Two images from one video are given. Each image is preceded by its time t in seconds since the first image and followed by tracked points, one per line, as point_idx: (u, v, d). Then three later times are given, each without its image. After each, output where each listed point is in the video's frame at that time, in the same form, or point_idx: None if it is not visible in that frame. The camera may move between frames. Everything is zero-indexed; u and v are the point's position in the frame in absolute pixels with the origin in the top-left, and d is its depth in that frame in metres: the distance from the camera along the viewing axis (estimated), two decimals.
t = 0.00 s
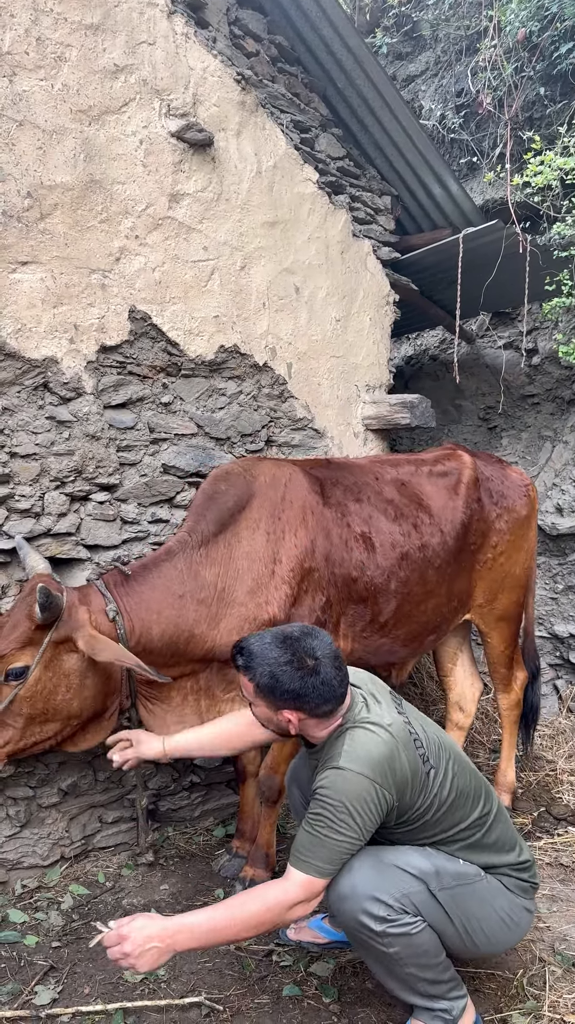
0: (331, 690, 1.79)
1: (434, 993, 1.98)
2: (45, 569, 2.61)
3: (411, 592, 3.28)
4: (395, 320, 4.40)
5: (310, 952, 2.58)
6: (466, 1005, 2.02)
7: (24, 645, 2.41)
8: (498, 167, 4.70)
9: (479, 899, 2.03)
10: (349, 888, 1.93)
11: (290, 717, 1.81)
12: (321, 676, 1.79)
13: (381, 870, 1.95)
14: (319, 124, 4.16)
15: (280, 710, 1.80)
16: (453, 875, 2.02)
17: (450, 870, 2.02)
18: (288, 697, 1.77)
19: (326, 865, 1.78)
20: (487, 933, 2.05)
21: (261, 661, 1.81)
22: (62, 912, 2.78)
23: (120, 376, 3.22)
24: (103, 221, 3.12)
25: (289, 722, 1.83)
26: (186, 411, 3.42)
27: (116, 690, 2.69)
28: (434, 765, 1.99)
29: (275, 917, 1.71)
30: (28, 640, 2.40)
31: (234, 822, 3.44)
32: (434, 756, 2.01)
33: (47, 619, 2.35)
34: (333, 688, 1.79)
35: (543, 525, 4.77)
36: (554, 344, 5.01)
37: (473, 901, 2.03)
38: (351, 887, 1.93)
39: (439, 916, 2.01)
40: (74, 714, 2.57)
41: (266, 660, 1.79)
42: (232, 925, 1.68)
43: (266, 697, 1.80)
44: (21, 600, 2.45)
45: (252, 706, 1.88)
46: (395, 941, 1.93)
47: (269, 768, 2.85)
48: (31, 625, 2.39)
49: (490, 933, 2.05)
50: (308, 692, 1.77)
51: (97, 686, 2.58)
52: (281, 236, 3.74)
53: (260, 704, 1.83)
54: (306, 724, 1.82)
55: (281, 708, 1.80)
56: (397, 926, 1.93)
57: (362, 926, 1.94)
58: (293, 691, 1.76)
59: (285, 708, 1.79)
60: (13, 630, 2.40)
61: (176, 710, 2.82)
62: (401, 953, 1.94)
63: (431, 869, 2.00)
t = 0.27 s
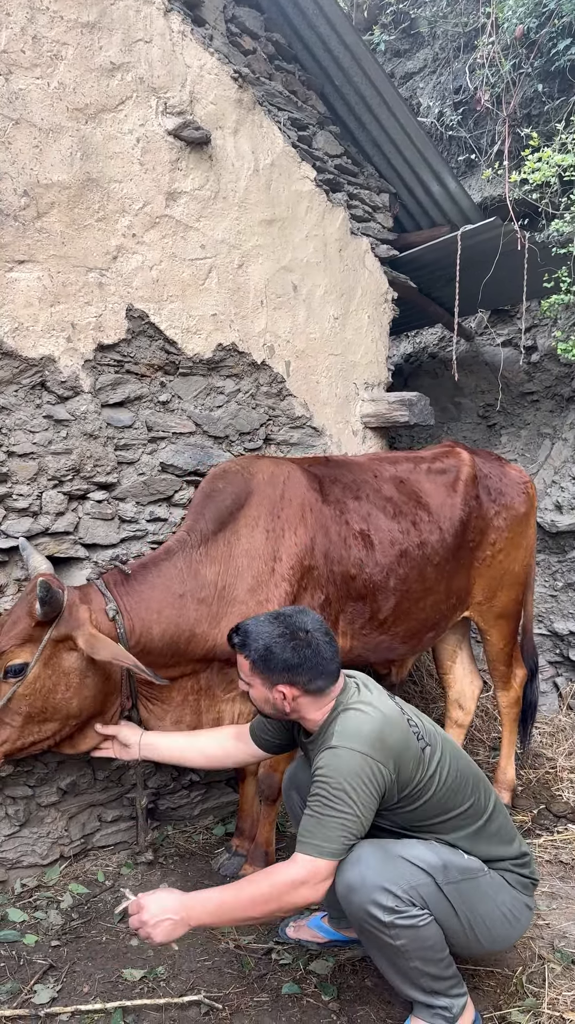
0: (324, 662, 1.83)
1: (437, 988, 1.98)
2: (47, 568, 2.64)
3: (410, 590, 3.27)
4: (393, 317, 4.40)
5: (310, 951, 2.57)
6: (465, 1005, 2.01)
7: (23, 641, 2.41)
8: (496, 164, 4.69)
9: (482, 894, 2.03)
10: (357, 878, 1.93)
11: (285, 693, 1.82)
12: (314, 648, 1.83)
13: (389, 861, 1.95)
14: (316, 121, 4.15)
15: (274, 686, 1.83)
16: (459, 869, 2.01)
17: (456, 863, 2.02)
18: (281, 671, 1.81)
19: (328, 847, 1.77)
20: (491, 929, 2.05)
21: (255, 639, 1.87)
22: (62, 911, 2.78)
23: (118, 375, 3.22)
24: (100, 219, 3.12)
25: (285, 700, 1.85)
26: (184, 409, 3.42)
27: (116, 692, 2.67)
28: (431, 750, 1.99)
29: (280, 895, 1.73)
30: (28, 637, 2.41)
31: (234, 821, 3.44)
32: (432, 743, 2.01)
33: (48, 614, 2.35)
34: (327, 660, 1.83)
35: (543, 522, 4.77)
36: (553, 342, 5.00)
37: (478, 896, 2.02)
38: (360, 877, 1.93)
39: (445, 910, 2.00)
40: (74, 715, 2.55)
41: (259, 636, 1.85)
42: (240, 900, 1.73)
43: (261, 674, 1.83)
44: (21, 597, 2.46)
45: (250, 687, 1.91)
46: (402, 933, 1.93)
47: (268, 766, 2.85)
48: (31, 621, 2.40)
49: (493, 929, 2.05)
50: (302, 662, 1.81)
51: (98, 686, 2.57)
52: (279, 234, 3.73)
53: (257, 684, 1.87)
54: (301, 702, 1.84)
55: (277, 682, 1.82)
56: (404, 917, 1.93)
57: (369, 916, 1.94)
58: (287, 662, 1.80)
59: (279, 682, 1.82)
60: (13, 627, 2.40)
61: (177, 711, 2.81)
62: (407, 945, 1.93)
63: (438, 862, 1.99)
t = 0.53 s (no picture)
0: (319, 648, 1.89)
1: (435, 985, 1.98)
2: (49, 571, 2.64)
3: (408, 589, 3.26)
4: (390, 316, 4.40)
5: (307, 951, 2.57)
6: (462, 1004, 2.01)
7: (21, 642, 2.41)
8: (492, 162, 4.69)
9: (480, 890, 2.02)
10: (358, 873, 1.97)
11: (281, 681, 1.86)
12: (307, 634, 1.89)
13: (389, 856, 1.98)
14: (312, 120, 4.14)
15: (271, 673, 1.87)
16: (458, 865, 2.01)
17: (456, 860, 2.02)
18: (277, 657, 1.85)
19: (295, 836, 1.82)
20: (487, 927, 2.04)
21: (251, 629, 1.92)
22: (59, 912, 2.78)
23: (113, 374, 3.22)
24: (96, 219, 3.11)
25: (279, 689, 1.88)
26: (180, 408, 3.42)
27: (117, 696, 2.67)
28: (417, 745, 1.98)
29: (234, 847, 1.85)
30: (26, 638, 2.40)
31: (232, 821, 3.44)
32: (418, 738, 2.00)
33: (48, 614, 2.35)
34: (322, 648, 1.89)
35: (540, 520, 4.77)
36: (550, 340, 5.00)
37: (477, 893, 2.02)
38: (361, 871, 1.96)
39: (445, 907, 2.00)
40: (71, 717, 2.54)
41: (255, 625, 1.91)
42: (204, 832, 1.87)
43: (258, 661, 1.87)
44: (20, 598, 2.46)
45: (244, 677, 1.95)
46: (402, 928, 1.93)
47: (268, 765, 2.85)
48: (29, 622, 2.39)
49: (490, 927, 2.04)
50: (298, 648, 1.86)
51: (97, 689, 2.56)
52: (275, 233, 3.73)
53: (252, 673, 1.91)
54: (296, 691, 1.87)
55: (273, 670, 1.86)
56: (404, 914, 1.93)
57: (369, 914, 1.95)
58: (284, 648, 1.85)
59: (275, 669, 1.86)
60: (11, 627, 2.40)
61: (177, 712, 2.81)
62: (408, 941, 1.93)
63: (438, 858, 2.00)
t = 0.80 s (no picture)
0: (299, 638, 1.94)
1: (428, 984, 1.98)
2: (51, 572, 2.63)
3: (407, 587, 3.26)
4: (387, 314, 4.39)
5: (307, 949, 2.57)
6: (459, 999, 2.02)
7: (21, 642, 2.41)
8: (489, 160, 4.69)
9: (465, 889, 2.01)
10: (335, 879, 1.98)
11: (265, 672, 1.92)
12: (287, 626, 1.95)
13: (365, 860, 1.98)
14: (309, 117, 4.14)
15: (254, 666, 1.93)
16: (440, 865, 1.99)
17: (438, 861, 2.00)
18: (257, 650, 1.91)
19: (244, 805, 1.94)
20: (479, 925, 2.03)
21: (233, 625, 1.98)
22: (58, 911, 2.78)
23: (110, 373, 3.21)
24: (92, 217, 3.11)
25: (265, 681, 1.94)
26: (178, 407, 3.42)
27: (120, 697, 2.67)
28: (398, 745, 1.95)
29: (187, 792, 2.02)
30: (25, 637, 2.40)
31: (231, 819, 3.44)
32: (401, 737, 1.97)
33: (48, 615, 2.35)
34: (301, 637, 1.95)
35: (538, 518, 4.77)
36: (547, 337, 5.00)
37: (461, 891, 2.00)
38: (338, 877, 1.98)
39: (429, 908, 2.00)
40: (71, 717, 2.54)
41: (236, 620, 1.97)
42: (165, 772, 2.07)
43: (240, 655, 1.94)
44: (21, 599, 2.46)
45: (234, 674, 2.01)
46: (383, 932, 1.94)
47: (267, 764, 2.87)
48: (30, 622, 2.40)
49: (482, 924, 2.03)
50: (277, 639, 1.92)
51: (98, 689, 2.56)
52: (271, 231, 3.72)
53: (239, 668, 1.97)
54: (281, 681, 1.93)
55: (257, 663, 1.92)
56: (384, 917, 1.94)
57: (350, 919, 1.97)
58: (263, 641, 1.91)
59: (258, 661, 1.92)
60: (11, 627, 2.41)
61: (178, 712, 2.81)
62: (391, 944, 1.94)
63: (418, 860, 1.98)
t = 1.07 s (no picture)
0: (275, 639, 1.95)
1: (422, 980, 2.00)
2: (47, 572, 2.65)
3: (406, 585, 3.26)
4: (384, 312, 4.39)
5: (305, 947, 2.58)
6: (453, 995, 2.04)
7: (19, 643, 2.40)
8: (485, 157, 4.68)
9: (455, 884, 1.99)
10: (321, 877, 2.01)
11: (242, 672, 1.95)
12: (259, 625, 1.96)
13: (350, 859, 1.99)
14: (305, 115, 4.13)
15: (232, 666, 1.97)
16: (427, 863, 1.98)
17: (424, 858, 1.99)
18: (232, 651, 1.94)
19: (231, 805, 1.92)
20: (472, 920, 2.02)
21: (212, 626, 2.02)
22: (56, 910, 2.78)
23: (107, 371, 3.21)
24: (88, 216, 3.10)
25: (242, 680, 1.98)
26: (175, 405, 3.41)
27: (116, 697, 2.69)
28: (382, 739, 1.94)
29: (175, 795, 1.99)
30: (24, 639, 2.40)
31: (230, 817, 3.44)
32: (384, 730, 1.95)
33: (46, 616, 2.34)
34: (276, 637, 1.96)
35: (536, 515, 4.77)
36: (545, 334, 5.00)
37: (451, 889, 1.99)
38: (324, 876, 2.00)
39: (418, 904, 2.00)
40: (70, 717, 2.55)
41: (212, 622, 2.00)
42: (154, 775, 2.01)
43: (218, 656, 1.98)
44: (19, 601, 2.46)
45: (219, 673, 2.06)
46: (371, 928, 1.96)
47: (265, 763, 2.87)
48: (28, 623, 2.39)
49: (476, 919, 2.02)
50: (252, 641, 1.94)
51: (95, 689, 2.57)
52: (268, 229, 3.72)
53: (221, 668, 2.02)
54: (258, 681, 1.96)
55: (234, 663, 1.95)
56: (371, 914, 1.96)
57: (338, 918, 1.99)
58: (237, 642, 1.93)
59: (235, 662, 1.95)
60: (9, 629, 2.40)
61: (176, 710, 2.81)
62: (379, 940, 1.97)
63: (403, 858, 1.98)
